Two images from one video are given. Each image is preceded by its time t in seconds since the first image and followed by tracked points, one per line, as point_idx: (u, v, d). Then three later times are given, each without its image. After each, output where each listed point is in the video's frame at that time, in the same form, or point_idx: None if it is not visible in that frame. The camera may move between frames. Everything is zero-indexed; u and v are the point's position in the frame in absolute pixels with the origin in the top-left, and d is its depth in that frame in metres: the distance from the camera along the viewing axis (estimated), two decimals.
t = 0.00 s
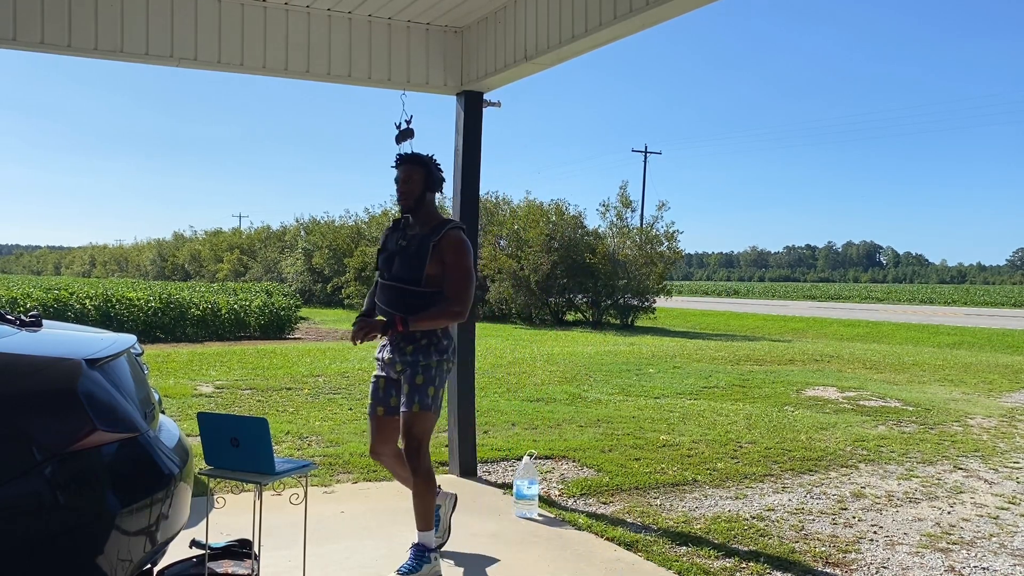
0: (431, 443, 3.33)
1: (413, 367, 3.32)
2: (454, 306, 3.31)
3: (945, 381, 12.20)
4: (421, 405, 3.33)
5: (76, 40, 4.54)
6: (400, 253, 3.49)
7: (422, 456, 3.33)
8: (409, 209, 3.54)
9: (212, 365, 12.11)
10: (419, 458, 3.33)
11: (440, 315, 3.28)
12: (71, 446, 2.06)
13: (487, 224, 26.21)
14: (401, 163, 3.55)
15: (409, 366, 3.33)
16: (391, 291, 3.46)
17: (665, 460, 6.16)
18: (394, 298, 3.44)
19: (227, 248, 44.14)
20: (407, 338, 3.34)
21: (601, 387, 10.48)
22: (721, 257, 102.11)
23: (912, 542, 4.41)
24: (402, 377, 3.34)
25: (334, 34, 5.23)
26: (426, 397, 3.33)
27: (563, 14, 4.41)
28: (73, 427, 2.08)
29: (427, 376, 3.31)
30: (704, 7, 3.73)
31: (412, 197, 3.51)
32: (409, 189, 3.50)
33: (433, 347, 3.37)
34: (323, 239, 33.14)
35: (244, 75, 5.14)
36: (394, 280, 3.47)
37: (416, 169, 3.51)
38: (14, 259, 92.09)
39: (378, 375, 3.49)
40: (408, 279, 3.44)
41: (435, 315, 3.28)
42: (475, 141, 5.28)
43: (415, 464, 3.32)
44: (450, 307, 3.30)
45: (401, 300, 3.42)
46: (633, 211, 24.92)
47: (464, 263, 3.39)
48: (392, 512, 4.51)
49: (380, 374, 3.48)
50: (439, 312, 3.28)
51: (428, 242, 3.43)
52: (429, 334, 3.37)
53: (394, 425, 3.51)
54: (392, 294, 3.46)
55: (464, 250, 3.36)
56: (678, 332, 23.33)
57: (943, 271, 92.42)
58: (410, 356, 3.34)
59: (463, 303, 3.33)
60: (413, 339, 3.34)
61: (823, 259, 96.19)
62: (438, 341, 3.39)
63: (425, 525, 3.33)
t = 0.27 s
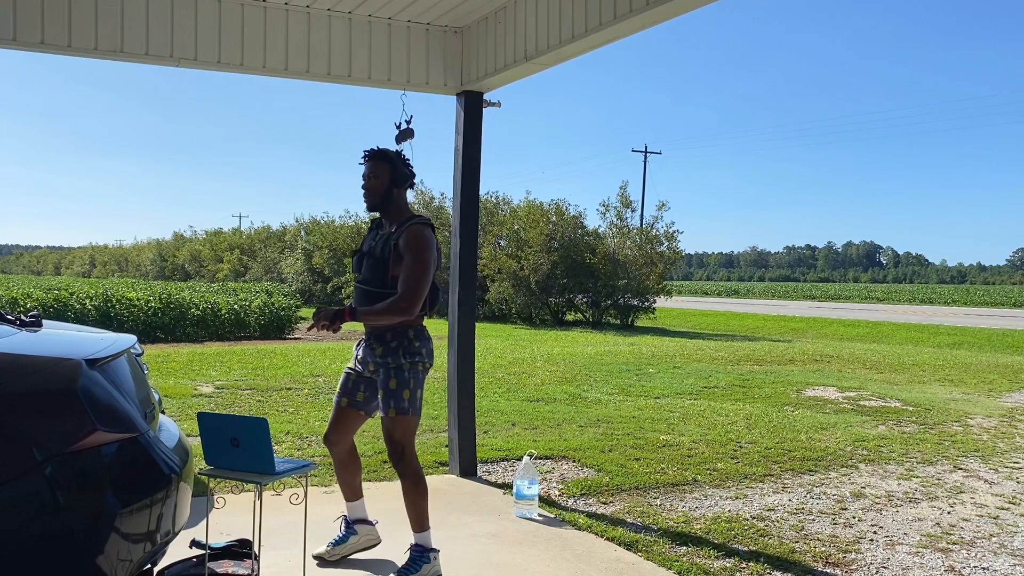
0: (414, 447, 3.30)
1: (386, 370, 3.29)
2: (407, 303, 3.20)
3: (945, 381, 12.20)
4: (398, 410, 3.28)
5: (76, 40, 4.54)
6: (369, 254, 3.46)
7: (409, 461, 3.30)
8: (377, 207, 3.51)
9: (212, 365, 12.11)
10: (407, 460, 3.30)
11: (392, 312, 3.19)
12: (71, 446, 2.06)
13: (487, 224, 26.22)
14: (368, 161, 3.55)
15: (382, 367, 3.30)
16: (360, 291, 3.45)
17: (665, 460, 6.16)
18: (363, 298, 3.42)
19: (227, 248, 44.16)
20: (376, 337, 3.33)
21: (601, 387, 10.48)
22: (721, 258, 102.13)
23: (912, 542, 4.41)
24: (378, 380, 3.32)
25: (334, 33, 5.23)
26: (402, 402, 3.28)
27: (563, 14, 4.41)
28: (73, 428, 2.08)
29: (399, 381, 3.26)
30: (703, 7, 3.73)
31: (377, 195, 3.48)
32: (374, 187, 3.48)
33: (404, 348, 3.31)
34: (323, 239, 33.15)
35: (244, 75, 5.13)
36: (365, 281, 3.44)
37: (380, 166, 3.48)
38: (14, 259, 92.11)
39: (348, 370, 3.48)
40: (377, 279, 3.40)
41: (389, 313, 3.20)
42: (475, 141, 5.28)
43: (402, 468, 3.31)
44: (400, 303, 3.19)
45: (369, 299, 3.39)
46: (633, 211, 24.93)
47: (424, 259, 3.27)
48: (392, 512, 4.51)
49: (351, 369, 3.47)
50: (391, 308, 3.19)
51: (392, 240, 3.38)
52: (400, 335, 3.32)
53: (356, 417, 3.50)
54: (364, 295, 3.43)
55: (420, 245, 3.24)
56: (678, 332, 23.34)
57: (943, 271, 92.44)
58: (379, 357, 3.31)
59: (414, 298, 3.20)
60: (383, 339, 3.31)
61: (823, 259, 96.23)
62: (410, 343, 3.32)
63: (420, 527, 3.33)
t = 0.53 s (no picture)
0: (393, 448, 3.27)
1: (353, 377, 3.25)
2: (345, 304, 3.09)
3: (945, 381, 12.21)
4: (372, 414, 3.24)
5: (76, 40, 4.54)
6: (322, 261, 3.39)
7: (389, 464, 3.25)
8: (329, 213, 3.43)
9: (212, 365, 12.12)
10: (388, 463, 3.25)
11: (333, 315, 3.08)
12: (71, 446, 2.06)
13: (487, 224, 26.23)
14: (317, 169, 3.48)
15: (349, 373, 3.26)
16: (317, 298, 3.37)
17: (665, 460, 6.16)
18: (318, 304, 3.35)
19: (227, 248, 44.19)
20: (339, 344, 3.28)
21: (601, 387, 10.49)
22: (721, 258, 102.16)
23: (912, 542, 4.41)
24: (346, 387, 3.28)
25: (334, 34, 5.23)
26: (374, 406, 3.24)
27: (563, 13, 4.41)
28: (73, 428, 2.08)
29: (369, 385, 3.22)
30: (703, 7, 3.73)
31: (325, 201, 3.39)
32: (321, 193, 3.39)
33: (371, 352, 3.27)
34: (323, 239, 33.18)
35: (244, 75, 5.13)
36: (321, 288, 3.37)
37: (328, 172, 3.39)
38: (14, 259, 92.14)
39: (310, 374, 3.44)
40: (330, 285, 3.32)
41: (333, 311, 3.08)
42: (476, 141, 5.28)
43: (380, 470, 3.26)
44: (336, 304, 3.07)
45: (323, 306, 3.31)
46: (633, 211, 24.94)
47: (369, 259, 3.16)
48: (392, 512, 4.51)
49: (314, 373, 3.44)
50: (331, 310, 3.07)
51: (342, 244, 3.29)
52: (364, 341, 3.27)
53: (315, 420, 3.46)
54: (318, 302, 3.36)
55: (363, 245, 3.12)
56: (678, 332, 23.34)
57: (944, 271, 92.45)
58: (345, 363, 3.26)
59: (352, 299, 3.08)
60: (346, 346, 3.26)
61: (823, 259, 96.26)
62: (374, 347, 3.28)
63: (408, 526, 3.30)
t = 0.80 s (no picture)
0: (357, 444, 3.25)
1: (310, 378, 3.23)
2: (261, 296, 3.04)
3: (945, 381, 12.21)
4: (334, 411, 3.23)
5: (76, 40, 4.54)
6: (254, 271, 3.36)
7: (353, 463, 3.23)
8: (255, 225, 3.40)
9: (212, 365, 12.12)
10: (353, 460, 3.23)
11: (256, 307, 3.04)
12: (71, 446, 2.06)
13: (487, 224, 26.24)
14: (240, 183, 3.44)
15: (303, 376, 3.25)
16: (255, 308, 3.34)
17: (665, 460, 6.16)
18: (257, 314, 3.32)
19: (228, 248, 44.20)
20: (287, 349, 3.26)
21: (601, 387, 10.49)
22: (721, 258, 102.18)
23: (912, 542, 4.41)
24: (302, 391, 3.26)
25: (334, 34, 5.23)
26: (334, 403, 3.23)
27: (563, 14, 4.41)
28: (72, 428, 2.08)
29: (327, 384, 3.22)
30: (703, 7, 3.73)
31: (248, 214, 3.35)
32: (245, 206, 3.35)
33: (323, 352, 3.27)
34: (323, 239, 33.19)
35: (244, 75, 5.13)
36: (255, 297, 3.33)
37: (248, 185, 3.33)
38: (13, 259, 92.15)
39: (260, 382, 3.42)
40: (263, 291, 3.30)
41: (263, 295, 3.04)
42: (475, 141, 5.28)
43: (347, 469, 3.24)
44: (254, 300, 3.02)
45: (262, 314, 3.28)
46: (633, 211, 24.95)
47: (293, 259, 3.13)
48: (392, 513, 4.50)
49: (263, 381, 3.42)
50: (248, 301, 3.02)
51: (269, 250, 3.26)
52: (316, 342, 3.27)
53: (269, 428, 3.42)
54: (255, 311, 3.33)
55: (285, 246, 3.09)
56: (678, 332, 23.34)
57: (943, 271, 92.48)
58: (298, 366, 3.25)
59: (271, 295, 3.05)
60: (298, 350, 3.24)
61: (823, 259, 96.30)
62: (327, 348, 3.28)
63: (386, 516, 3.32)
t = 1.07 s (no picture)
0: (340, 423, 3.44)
1: (292, 361, 3.34)
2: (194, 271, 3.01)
3: (945, 381, 12.21)
4: (315, 393, 3.36)
5: (76, 40, 4.54)
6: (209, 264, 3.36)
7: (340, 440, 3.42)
8: (203, 223, 3.40)
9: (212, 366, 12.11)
10: (338, 437, 3.42)
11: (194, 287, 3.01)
12: (71, 446, 2.06)
13: (487, 224, 26.23)
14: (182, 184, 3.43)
15: (285, 360, 3.34)
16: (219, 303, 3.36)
17: (664, 459, 6.16)
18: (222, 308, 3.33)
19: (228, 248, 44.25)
20: (265, 336, 3.33)
21: (601, 387, 10.49)
22: (721, 258, 102.18)
23: (912, 542, 4.41)
24: (284, 375, 3.35)
25: (334, 34, 5.23)
26: (316, 384, 3.37)
27: (563, 14, 4.41)
28: (73, 428, 2.08)
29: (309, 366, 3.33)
30: (703, 7, 3.73)
31: (196, 213, 3.36)
32: (192, 204, 3.35)
33: (301, 333, 3.36)
34: (324, 239, 33.17)
35: (244, 75, 5.14)
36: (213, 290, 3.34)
37: (193, 184, 3.33)
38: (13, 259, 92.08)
39: (241, 374, 3.45)
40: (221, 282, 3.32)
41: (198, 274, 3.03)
42: (476, 141, 5.28)
43: (335, 446, 3.43)
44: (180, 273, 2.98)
45: (229, 307, 3.31)
46: (633, 211, 24.95)
47: (236, 241, 3.16)
48: (392, 512, 4.51)
49: (244, 372, 3.45)
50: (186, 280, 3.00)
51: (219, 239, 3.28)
52: (292, 325, 3.35)
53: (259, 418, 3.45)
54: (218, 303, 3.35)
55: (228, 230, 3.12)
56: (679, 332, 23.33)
57: (943, 271, 92.48)
58: (280, 351, 3.33)
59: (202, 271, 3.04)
60: (275, 335, 3.32)
61: (823, 259, 96.33)
62: (304, 329, 3.38)
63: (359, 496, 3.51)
